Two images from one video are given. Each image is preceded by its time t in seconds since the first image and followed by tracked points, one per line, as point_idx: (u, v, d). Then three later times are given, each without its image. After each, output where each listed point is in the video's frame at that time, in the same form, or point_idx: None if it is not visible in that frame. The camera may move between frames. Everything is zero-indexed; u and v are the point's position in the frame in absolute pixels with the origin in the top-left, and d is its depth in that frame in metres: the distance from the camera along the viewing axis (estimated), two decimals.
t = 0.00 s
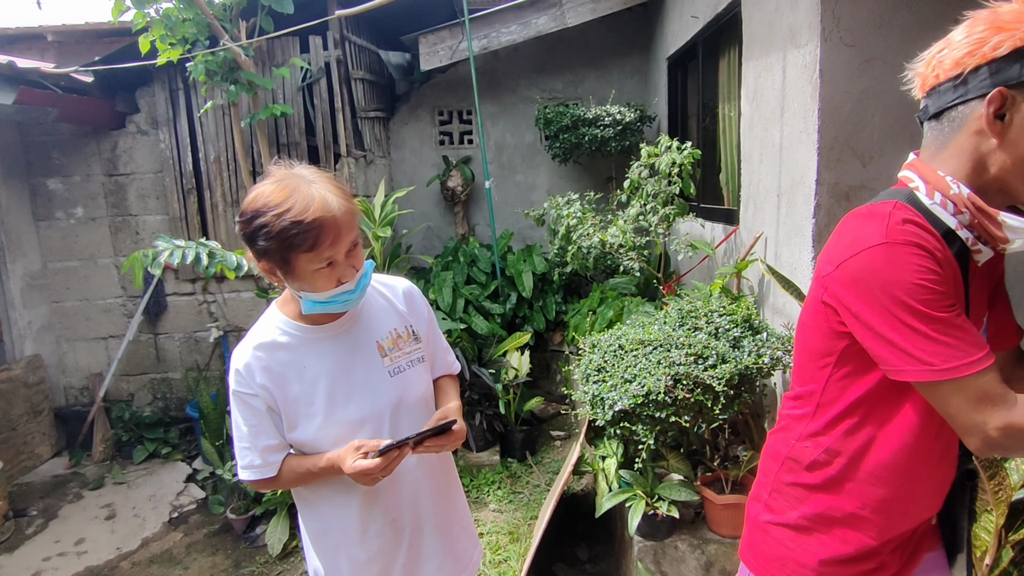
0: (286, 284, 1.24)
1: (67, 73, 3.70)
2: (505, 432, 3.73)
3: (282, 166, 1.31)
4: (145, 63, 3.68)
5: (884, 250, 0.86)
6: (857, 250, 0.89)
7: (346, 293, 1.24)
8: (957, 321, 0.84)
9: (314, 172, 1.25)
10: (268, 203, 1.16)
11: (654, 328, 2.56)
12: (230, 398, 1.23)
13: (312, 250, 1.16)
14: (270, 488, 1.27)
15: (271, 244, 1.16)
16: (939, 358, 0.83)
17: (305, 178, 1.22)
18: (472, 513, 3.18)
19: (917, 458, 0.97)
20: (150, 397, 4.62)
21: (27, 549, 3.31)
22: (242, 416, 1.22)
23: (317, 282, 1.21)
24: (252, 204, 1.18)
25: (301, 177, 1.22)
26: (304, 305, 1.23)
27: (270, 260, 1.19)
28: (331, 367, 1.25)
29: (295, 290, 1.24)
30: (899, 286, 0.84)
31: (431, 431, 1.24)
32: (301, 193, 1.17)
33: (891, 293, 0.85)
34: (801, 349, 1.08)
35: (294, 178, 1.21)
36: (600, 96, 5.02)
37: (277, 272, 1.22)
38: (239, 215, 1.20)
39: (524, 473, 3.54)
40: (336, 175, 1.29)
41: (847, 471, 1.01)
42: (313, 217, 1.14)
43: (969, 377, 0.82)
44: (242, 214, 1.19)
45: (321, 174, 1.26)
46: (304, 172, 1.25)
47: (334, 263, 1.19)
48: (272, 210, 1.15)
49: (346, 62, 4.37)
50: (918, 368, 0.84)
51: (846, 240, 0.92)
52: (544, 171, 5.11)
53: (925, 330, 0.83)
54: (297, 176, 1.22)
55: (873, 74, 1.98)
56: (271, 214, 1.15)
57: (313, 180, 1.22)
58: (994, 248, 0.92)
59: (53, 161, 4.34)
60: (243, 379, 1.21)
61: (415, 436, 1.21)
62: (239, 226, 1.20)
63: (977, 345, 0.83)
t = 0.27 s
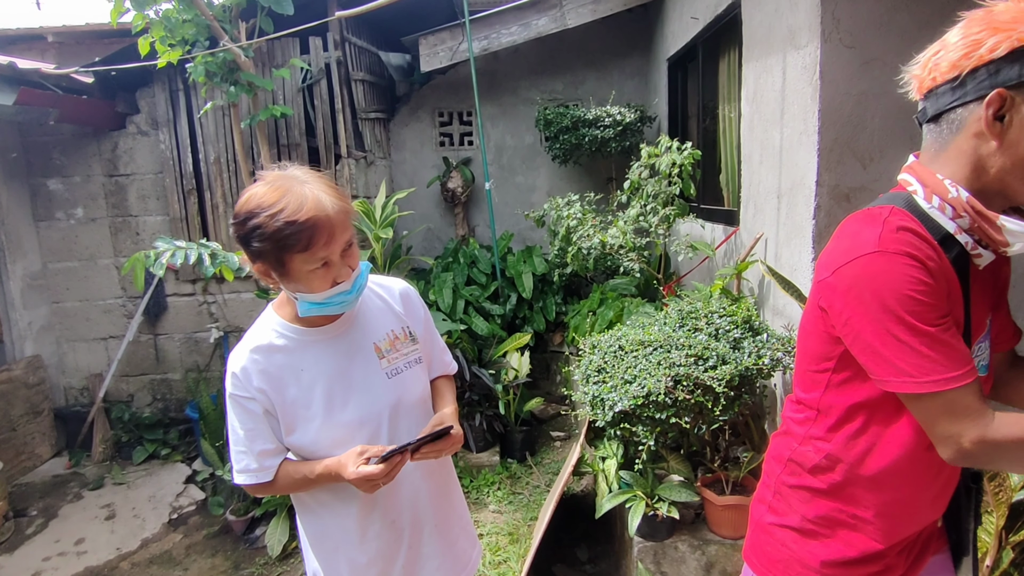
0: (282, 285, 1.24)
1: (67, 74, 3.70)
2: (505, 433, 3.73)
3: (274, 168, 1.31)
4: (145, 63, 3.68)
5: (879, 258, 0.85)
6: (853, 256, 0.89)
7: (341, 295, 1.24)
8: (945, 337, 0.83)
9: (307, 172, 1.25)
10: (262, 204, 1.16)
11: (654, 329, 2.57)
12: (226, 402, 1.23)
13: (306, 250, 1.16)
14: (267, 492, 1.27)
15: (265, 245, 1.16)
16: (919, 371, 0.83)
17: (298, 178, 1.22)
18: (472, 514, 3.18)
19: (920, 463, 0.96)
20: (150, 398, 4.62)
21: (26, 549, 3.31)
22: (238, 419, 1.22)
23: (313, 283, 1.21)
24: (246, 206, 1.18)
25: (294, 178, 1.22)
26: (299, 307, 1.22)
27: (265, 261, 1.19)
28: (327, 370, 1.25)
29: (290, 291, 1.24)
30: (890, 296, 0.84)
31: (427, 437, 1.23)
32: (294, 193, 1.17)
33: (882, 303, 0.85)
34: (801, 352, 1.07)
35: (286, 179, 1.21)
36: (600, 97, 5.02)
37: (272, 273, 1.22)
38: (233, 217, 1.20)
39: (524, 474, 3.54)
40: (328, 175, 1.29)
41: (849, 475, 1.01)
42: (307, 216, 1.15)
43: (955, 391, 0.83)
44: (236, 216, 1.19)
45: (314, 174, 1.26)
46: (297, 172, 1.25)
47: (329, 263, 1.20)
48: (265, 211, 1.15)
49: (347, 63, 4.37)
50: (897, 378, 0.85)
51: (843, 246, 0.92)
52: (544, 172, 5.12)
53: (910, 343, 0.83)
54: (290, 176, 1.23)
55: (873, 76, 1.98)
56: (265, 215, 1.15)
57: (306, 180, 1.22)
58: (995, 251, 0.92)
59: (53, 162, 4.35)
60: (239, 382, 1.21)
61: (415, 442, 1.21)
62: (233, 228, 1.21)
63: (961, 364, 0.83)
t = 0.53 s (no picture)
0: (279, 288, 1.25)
1: (68, 76, 3.71)
2: (506, 434, 3.74)
3: (271, 171, 1.31)
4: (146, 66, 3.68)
5: (878, 263, 0.86)
6: (852, 260, 0.89)
7: (339, 297, 1.24)
8: (942, 341, 0.83)
9: (303, 175, 1.25)
10: (259, 208, 1.17)
11: (655, 330, 2.57)
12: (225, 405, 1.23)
13: (304, 253, 1.17)
14: (266, 495, 1.27)
15: (263, 248, 1.16)
16: (914, 375, 0.83)
17: (294, 180, 1.23)
18: (473, 515, 3.18)
19: (921, 465, 0.97)
20: (151, 399, 4.62)
21: (27, 551, 3.31)
22: (237, 422, 1.22)
23: (311, 285, 1.21)
24: (242, 210, 1.19)
25: (290, 181, 1.22)
26: (297, 309, 1.23)
27: (263, 264, 1.20)
28: (326, 373, 1.25)
29: (288, 294, 1.24)
30: (889, 300, 0.84)
31: (426, 441, 1.23)
32: (291, 196, 1.18)
33: (880, 306, 0.85)
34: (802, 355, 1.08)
35: (283, 181, 1.22)
36: (600, 99, 5.03)
37: (270, 276, 1.22)
38: (229, 221, 1.20)
39: (524, 475, 3.54)
40: (324, 177, 1.29)
41: (851, 477, 1.01)
42: (303, 219, 1.15)
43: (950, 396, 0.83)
44: (233, 220, 1.19)
45: (310, 176, 1.27)
46: (294, 175, 1.25)
47: (326, 265, 1.20)
48: (262, 214, 1.16)
49: (347, 65, 4.38)
50: (892, 382, 0.85)
51: (842, 250, 0.92)
52: (545, 174, 5.12)
53: (906, 346, 0.83)
54: (285, 179, 1.23)
55: (873, 77, 1.99)
56: (261, 218, 1.15)
57: (302, 183, 1.23)
58: (993, 249, 0.93)
59: (54, 164, 4.35)
60: (238, 385, 1.21)
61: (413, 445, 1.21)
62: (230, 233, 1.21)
63: (955, 367, 0.83)
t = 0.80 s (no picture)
0: (274, 288, 1.25)
1: (67, 80, 3.71)
2: (505, 436, 3.74)
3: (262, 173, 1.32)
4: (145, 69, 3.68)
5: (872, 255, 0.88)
6: (847, 256, 0.91)
7: (334, 294, 1.25)
8: (959, 314, 0.85)
9: (294, 175, 1.26)
10: (250, 207, 1.17)
11: (653, 331, 2.57)
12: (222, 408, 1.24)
13: (296, 250, 1.17)
14: (263, 498, 1.27)
15: (256, 248, 1.17)
16: (946, 351, 0.84)
17: (286, 180, 1.24)
18: (472, 517, 3.18)
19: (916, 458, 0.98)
20: (150, 402, 4.62)
21: (28, 554, 3.31)
22: (234, 425, 1.23)
23: (305, 284, 1.21)
24: (233, 210, 1.19)
25: (280, 181, 1.23)
26: (293, 309, 1.23)
27: (256, 264, 1.20)
28: (324, 373, 1.26)
29: (282, 293, 1.25)
30: (892, 288, 0.86)
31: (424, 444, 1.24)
32: (281, 195, 1.18)
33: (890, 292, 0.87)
34: (796, 354, 1.09)
35: (274, 181, 1.22)
36: (599, 100, 5.04)
37: (264, 276, 1.23)
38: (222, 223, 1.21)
39: (524, 477, 3.54)
40: (314, 177, 1.30)
41: (848, 472, 1.02)
42: (294, 217, 1.15)
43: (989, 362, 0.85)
44: (225, 221, 1.19)
45: (301, 176, 1.27)
46: (285, 175, 1.26)
47: (319, 262, 1.20)
48: (253, 213, 1.16)
49: (346, 68, 4.39)
50: (918, 362, 0.86)
51: (832, 250, 0.94)
52: (544, 175, 5.13)
53: (931, 322, 0.85)
54: (275, 179, 1.24)
55: (869, 79, 1.99)
56: (253, 217, 1.16)
57: (293, 182, 1.23)
58: (972, 245, 0.95)
59: (53, 167, 4.36)
60: (235, 388, 1.22)
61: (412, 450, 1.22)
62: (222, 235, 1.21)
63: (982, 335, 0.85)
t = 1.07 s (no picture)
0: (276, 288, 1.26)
1: (68, 83, 3.72)
2: (506, 437, 3.75)
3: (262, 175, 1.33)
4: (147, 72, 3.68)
5: (876, 252, 0.89)
6: (852, 252, 0.92)
7: (336, 293, 1.25)
8: (968, 302, 0.87)
9: (294, 175, 1.27)
10: (251, 207, 1.18)
11: (654, 333, 2.58)
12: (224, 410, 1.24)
13: (296, 247, 1.18)
14: (265, 500, 1.28)
15: (256, 247, 1.17)
16: (960, 339, 0.85)
17: (284, 180, 1.24)
18: (473, 519, 3.19)
19: (913, 453, 0.99)
20: (152, 404, 4.63)
21: (30, 557, 3.32)
22: (237, 427, 1.23)
23: (306, 282, 1.22)
24: (233, 210, 1.20)
25: (279, 180, 1.24)
26: (295, 309, 1.24)
27: (257, 263, 1.21)
28: (327, 373, 1.27)
29: (284, 293, 1.25)
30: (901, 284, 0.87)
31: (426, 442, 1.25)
32: (281, 193, 1.19)
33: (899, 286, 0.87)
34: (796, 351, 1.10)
35: (274, 181, 1.23)
36: (599, 102, 5.04)
37: (265, 276, 1.23)
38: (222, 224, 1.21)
39: (525, 478, 3.54)
40: (313, 177, 1.31)
41: (847, 468, 1.03)
42: (294, 214, 1.16)
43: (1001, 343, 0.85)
44: (225, 221, 1.20)
45: (301, 176, 1.28)
46: (284, 175, 1.27)
47: (320, 259, 1.21)
48: (254, 212, 1.17)
49: (346, 70, 4.39)
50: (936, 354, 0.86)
51: (836, 248, 0.95)
52: (544, 177, 5.14)
53: (944, 312, 0.86)
54: (275, 179, 1.25)
55: (869, 81, 2.00)
56: (253, 217, 1.16)
57: (292, 182, 1.24)
58: (971, 253, 0.96)
59: (54, 170, 4.36)
60: (237, 390, 1.22)
61: (413, 447, 1.23)
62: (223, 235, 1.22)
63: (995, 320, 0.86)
